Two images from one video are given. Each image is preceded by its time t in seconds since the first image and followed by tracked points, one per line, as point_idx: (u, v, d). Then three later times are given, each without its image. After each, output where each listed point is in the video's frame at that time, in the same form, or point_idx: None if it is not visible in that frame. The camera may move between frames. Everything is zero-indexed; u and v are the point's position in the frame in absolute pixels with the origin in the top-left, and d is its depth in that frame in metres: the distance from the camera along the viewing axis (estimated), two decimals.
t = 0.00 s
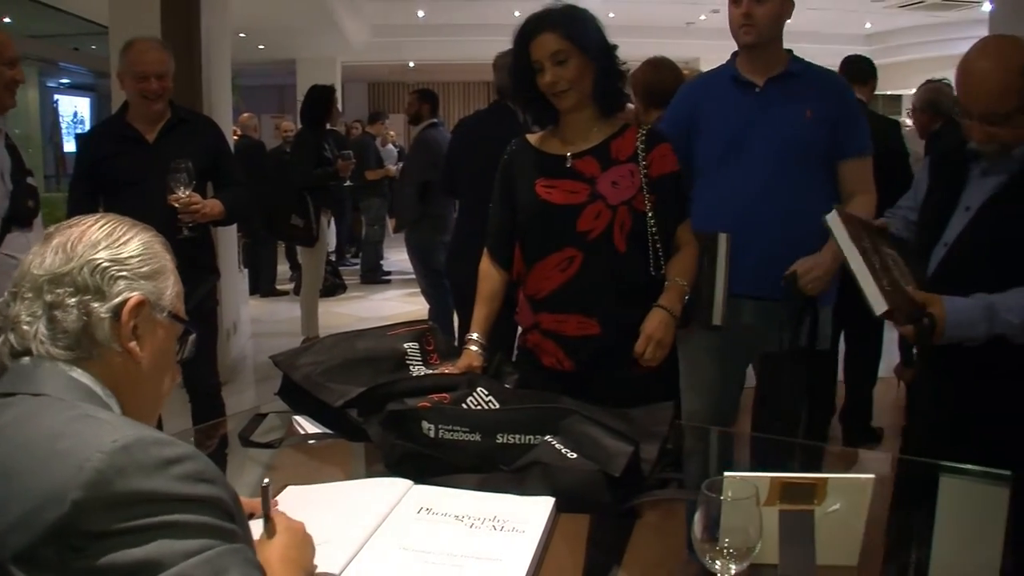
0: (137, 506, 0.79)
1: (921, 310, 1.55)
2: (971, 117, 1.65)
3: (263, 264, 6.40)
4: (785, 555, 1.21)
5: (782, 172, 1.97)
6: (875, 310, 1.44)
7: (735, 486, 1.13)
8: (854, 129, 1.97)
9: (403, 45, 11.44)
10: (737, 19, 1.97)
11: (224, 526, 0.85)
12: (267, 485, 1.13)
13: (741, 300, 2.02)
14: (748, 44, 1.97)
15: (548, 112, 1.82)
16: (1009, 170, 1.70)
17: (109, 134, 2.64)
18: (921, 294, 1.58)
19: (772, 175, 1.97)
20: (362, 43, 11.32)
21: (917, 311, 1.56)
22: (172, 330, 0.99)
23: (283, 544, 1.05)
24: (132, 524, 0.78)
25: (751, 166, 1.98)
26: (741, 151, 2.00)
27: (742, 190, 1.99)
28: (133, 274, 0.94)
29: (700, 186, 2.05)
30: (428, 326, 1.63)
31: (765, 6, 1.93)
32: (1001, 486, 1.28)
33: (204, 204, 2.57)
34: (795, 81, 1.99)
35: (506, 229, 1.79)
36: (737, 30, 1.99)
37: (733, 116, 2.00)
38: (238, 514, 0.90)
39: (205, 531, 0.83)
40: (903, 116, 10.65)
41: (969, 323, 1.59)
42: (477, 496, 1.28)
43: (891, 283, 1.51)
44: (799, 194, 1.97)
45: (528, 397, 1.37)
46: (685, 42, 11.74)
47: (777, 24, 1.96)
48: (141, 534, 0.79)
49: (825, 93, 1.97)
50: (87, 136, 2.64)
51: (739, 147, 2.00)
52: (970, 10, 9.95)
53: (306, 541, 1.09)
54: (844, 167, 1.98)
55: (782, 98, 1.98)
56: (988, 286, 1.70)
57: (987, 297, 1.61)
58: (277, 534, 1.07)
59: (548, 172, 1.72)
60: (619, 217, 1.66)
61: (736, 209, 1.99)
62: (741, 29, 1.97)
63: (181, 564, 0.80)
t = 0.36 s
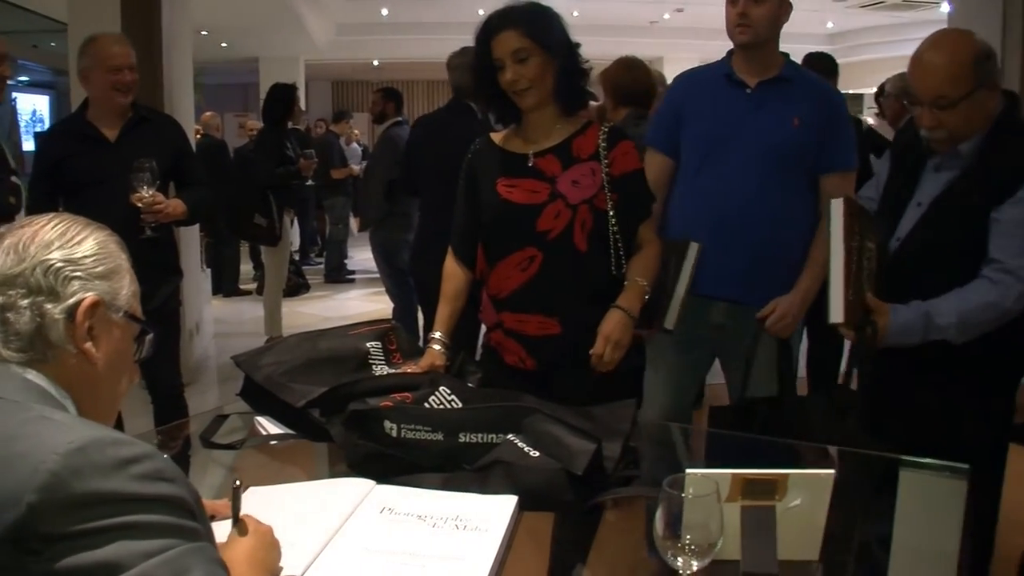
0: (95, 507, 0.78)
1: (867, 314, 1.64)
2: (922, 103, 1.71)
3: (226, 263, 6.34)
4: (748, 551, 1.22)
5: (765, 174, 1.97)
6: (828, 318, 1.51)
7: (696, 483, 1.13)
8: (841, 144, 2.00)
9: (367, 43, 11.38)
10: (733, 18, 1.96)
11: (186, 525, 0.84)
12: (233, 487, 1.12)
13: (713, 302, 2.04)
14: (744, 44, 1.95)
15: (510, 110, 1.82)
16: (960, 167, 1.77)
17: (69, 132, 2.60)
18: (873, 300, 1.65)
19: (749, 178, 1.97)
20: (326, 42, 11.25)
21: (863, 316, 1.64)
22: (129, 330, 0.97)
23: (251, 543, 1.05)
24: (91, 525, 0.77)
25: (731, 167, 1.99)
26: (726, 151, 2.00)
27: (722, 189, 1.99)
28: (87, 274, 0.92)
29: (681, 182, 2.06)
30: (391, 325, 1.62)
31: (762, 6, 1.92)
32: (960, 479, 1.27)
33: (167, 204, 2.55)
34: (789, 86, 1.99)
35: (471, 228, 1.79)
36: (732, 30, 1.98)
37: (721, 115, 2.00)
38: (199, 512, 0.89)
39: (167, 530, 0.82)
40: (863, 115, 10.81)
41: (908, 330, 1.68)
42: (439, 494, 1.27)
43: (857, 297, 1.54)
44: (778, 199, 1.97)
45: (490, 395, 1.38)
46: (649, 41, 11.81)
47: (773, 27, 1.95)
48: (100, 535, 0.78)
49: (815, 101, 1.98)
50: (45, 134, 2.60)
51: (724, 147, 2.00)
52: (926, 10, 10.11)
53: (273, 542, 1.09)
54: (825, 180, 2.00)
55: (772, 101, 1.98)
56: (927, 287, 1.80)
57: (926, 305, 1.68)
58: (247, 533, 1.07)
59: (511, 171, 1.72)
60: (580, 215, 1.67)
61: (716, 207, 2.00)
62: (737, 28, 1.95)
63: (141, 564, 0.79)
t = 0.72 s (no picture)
0: (43, 509, 0.77)
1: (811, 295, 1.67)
2: (875, 100, 1.75)
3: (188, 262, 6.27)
4: (707, 544, 1.24)
5: (737, 173, 1.98)
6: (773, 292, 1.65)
7: (655, 479, 1.14)
8: (809, 144, 2.03)
9: (331, 40, 11.30)
10: (704, 17, 1.97)
11: (138, 527, 0.83)
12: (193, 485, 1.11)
13: (684, 301, 2.05)
14: (714, 42, 1.97)
15: (471, 108, 1.81)
16: (912, 160, 1.81)
17: (26, 129, 2.55)
18: (819, 283, 1.68)
19: (718, 175, 1.99)
20: (288, 39, 11.16)
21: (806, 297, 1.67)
22: (81, 330, 0.96)
23: (209, 540, 1.04)
24: (39, 529, 0.77)
25: (700, 163, 2.00)
26: (697, 149, 2.01)
27: (693, 187, 2.01)
28: (36, 274, 0.91)
29: (651, 178, 2.07)
30: (353, 324, 1.62)
31: (732, 6, 1.93)
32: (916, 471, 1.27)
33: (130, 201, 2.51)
34: (760, 85, 2.00)
35: (433, 226, 1.78)
36: (702, 28, 1.99)
37: (692, 113, 2.01)
38: (153, 514, 0.88)
39: (117, 533, 0.81)
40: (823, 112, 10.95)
41: (848, 315, 1.73)
42: (401, 493, 1.28)
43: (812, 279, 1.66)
44: (748, 198, 1.99)
45: (452, 392, 1.37)
46: (612, 38, 11.85)
47: (742, 26, 1.96)
48: (48, 537, 0.77)
49: (785, 101, 2.00)
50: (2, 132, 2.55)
51: (695, 144, 2.01)
52: (885, 8, 10.26)
53: (235, 539, 1.07)
54: (794, 178, 2.04)
55: (743, 100, 1.99)
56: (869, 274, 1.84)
57: (865, 294, 1.75)
58: (206, 530, 1.05)
59: (473, 166, 1.72)
60: (541, 210, 1.67)
61: (687, 204, 2.01)
62: (707, 27, 1.96)
63: (91, 567, 0.78)
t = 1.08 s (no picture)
0: None
1: (776, 288, 1.69)
2: (839, 97, 1.76)
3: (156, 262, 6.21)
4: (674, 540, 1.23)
5: (701, 170, 2.00)
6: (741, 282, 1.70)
7: (617, 474, 1.14)
8: (770, 138, 2.06)
9: (298, 38, 11.21)
10: (662, 19, 1.98)
11: (94, 534, 0.82)
12: (165, 489, 1.10)
13: (654, 297, 2.06)
14: (673, 43, 1.98)
15: (436, 106, 1.80)
16: (876, 154, 1.83)
17: None
18: (785, 275, 1.70)
19: (679, 172, 2.01)
20: (255, 38, 11.08)
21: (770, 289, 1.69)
22: (37, 332, 0.95)
23: (180, 548, 1.03)
24: None
25: (661, 160, 2.02)
26: (660, 146, 2.02)
27: (657, 183, 2.02)
28: None
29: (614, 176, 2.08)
30: (319, 323, 1.62)
31: (691, 7, 1.95)
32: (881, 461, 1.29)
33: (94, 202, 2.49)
34: (718, 83, 2.02)
35: (399, 226, 1.79)
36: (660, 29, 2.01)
37: (653, 110, 2.02)
38: (110, 522, 0.87)
39: (73, 540, 0.80)
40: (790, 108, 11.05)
41: (810, 306, 1.75)
42: (365, 494, 1.28)
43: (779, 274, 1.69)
44: (713, 194, 2.01)
45: (417, 391, 1.37)
46: (581, 36, 11.90)
47: (701, 27, 1.98)
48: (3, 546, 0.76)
49: (744, 97, 2.02)
50: None
51: (658, 142, 2.02)
52: (850, 6, 10.40)
53: (206, 545, 1.07)
54: (755, 172, 2.06)
55: (703, 98, 2.01)
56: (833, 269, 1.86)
57: (829, 287, 1.77)
58: (175, 539, 1.05)
59: (439, 163, 1.72)
60: (513, 202, 1.69)
61: (652, 201, 2.02)
62: (666, 29, 1.98)
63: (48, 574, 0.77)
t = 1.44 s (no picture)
0: None
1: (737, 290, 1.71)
2: (799, 98, 1.79)
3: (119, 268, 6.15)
4: (630, 538, 1.25)
5: (659, 171, 2.03)
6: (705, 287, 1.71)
7: (572, 474, 1.19)
8: (727, 137, 2.07)
9: (262, 40, 11.14)
10: (620, 24, 1.99)
11: (49, 544, 0.82)
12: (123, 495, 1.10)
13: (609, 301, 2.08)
14: (630, 48, 2.00)
15: (395, 108, 1.79)
16: (835, 154, 1.86)
17: None
18: (748, 278, 1.72)
19: (638, 174, 2.03)
20: (218, 40, 10.99)
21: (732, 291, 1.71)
22: None
23: (138, 555, 1.02)
24: None
25: (621, 164, 2.04)
26: (617, 149, 2.05)
27: (616, 185, 2.04)
28: None
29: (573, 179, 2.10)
30: (280, 327, 1.62)
31: (649, 12, 1.97)
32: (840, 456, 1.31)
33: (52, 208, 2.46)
34: (674, 84, 2.05)
35: (360, 229, 1.79)
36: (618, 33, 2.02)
37: (610, 113, 2.05)
38: (63, 533, 0.87)
39: (28, 550, 0.80)
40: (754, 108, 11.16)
41: (774, 307, 1.78)
42: (326, 497, 1.29)
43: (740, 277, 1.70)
44: (672, 195, 2.04)
45: (378, 394, 1.38)
46: (547, 38, 11.92)
47: (658, 31, 2.00)
48: None
49: (701, 99, 2.05)
50: None
51: (615, 145, 2.05)
52: (812, 7, 10.54)
53: (165, 551, 1.07)
54: (713, 173, 2.09)
55: (659, 100, 2.04)
56: (795, 268, 1.88)
57: (792, 288, 1.80)
58: (134, 545, 1.04)
59: (400, 163, 1.72)
60: (479, 198, 1.70)
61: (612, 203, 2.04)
62: (623, 34, 1.99)
63: None
